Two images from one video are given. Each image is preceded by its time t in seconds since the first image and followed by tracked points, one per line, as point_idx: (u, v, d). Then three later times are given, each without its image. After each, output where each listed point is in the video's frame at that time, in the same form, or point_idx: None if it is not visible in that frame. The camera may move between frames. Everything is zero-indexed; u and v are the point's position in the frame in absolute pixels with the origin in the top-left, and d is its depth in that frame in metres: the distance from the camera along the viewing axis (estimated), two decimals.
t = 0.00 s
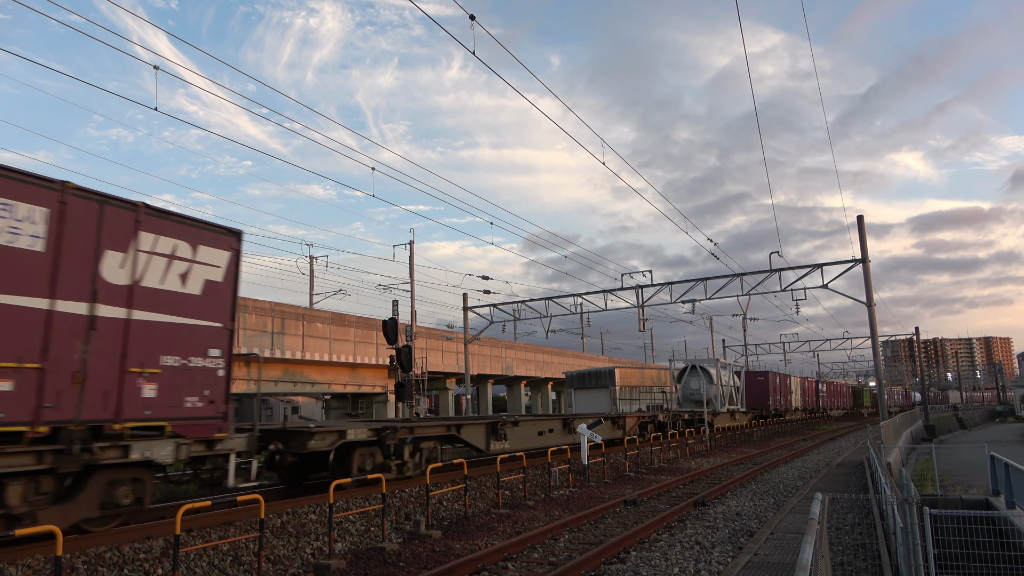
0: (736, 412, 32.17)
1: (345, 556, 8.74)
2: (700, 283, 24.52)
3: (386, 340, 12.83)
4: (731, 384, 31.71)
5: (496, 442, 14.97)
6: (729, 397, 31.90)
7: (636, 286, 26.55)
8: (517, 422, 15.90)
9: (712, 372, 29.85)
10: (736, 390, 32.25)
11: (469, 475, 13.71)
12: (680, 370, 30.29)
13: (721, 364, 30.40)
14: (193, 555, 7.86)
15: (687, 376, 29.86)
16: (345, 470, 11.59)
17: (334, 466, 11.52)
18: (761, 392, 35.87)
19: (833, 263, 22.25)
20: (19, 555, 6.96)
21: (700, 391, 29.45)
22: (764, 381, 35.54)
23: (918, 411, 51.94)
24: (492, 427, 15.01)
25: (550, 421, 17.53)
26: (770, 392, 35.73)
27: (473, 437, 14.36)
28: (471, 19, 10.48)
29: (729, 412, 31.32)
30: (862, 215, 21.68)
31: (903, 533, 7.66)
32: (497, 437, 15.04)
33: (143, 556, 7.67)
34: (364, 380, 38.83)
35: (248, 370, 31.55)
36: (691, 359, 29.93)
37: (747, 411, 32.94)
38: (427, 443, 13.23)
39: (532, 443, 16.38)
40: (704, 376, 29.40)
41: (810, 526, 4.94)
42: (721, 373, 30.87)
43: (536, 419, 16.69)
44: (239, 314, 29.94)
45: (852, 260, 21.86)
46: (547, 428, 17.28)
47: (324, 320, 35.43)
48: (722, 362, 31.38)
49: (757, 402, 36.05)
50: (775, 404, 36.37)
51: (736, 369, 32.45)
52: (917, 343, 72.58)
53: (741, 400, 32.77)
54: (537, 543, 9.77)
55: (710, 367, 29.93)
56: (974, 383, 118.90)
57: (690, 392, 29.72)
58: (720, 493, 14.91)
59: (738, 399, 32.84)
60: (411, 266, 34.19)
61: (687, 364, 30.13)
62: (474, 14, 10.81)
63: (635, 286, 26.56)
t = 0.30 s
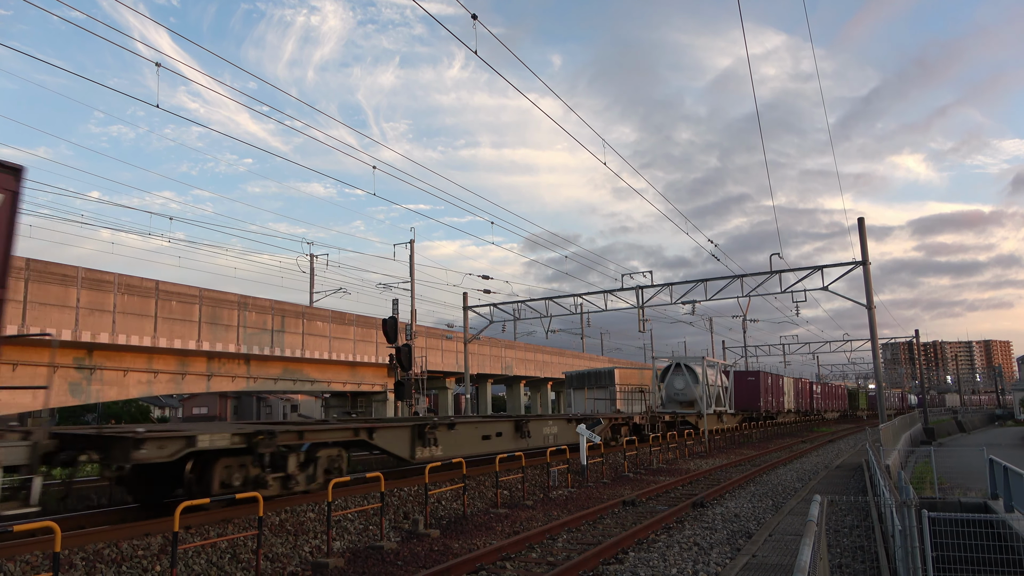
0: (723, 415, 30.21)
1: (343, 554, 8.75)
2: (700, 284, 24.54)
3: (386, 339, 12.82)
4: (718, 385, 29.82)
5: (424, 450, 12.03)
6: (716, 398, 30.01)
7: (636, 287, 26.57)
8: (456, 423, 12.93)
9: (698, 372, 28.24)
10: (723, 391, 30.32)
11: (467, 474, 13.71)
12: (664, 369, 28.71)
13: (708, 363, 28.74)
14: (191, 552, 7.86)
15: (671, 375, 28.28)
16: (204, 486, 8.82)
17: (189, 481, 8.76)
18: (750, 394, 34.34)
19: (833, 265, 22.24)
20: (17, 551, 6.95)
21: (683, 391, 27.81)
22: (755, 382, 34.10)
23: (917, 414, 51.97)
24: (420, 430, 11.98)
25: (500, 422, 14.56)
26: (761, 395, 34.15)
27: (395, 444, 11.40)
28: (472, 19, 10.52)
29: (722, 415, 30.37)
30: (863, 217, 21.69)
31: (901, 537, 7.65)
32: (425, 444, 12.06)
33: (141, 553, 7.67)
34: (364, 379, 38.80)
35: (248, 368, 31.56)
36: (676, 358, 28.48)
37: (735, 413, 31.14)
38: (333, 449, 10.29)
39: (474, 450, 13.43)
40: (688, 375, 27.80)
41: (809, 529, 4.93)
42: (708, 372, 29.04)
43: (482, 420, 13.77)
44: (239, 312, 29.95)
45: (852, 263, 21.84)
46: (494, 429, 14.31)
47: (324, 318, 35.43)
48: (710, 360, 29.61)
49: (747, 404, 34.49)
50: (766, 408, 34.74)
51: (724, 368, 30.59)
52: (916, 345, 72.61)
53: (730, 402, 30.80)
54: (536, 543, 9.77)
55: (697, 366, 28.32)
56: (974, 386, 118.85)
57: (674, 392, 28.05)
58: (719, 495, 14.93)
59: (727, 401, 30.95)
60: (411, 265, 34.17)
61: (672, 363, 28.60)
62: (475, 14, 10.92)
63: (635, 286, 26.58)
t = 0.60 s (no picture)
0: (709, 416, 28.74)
1: (343, 554, 8.76)
2: (700, 284, 24.61)
3: (386, 338, 12.81)
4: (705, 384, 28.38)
5: (319, 461, 9.36)
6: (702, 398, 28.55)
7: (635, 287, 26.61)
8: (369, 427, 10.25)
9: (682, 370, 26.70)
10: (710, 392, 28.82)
11: (467, 474, 13.70)
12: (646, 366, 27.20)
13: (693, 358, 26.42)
14: (191, 552, 7.87)
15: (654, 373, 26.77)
16: None
17: None
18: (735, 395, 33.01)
19: (833, 265, 22.25)
20: (16, 551, 6.94)
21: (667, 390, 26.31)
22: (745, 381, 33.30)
23: (917, 414, 51.98)
24: (314, 436, 9.31)
25: (430, 426, 11.87)
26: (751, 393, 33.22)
27: (275, 455, 8.75)
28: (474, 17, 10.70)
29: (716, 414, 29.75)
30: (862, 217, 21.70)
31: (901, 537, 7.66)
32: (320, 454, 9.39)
33: (142, 553, 7.67)
34: (363, 379, 38.77)
35: (247, 367, 31.57)
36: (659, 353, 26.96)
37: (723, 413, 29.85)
38: (175, 462, 7.69)
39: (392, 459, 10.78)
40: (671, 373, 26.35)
41: (809, 529, 4.93)
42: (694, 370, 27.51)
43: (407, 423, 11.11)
44: (239, 311, 29.95)
45: (852, 263, 21.84)
46: (423, 434, 11.64)
47: (324, 318, 35.42)
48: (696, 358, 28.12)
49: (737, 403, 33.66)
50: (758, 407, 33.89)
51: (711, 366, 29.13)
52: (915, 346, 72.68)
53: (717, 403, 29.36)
54: (535, 542, 9.78)
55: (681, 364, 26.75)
56: (973, 386, 118.87)
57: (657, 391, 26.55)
58: (719, 495, 14.94)
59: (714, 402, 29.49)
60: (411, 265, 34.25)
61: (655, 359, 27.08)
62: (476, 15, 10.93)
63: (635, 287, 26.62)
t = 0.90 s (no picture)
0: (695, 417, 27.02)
1: (343, 553, 8.77)
2: (699, 283, 24.66)
3: (386, 338, 12.79)
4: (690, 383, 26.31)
5: (150, 479, 6.94)
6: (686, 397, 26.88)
7: (635, 287, 26.66)
8: (231, 433, 7.67)
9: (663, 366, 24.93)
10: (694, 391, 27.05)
11: (466, 474, 13.71)
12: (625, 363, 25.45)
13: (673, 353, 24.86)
14: (191, 552, 7.87)
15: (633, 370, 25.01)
16: None
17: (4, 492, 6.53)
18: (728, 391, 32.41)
19: (833, 265, 22.26)
20: (16, 551, 6.94)
21: (646, 387, 24.56)
22: (733, 379, 32.48)
23: (916, 413, 51.99)
24: (143, 446, 6.86)
25: (330, 431, 9.24)
26: (740, 392, 32.40)
27: (78, 474, 6.33)
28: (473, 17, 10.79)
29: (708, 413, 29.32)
30: (862, 217, 21.72)
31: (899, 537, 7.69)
32: (152, 470, 6.95)
33: (141, 553, 7.67)
34: (362, 379, 38.74)
35: (247, 367, 31.57)
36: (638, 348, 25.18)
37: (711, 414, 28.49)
38: None
39: (268, 473, 8.23)
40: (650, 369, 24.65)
41: (808, 528, 4.93)
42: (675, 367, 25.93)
43: (292, 428, 8.50)
44: (238, 311, 29.95)
45: (852, 263, 21.87)
46: (319, 441, 9.02)
47: (324, 318, 35.40)
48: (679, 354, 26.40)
49: (726, 403, 32.87)
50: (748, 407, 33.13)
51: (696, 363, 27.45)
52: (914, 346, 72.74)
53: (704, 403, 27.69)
54: (535, 542, 9.79)
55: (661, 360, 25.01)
56: (973, 386, 118.86)
57: (635, 389, 24.83)
58: (718, 495, 14.93)
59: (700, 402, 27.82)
60: (411, 265, 34.28)
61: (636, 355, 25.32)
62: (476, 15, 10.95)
63: (635, 286, 26.66)
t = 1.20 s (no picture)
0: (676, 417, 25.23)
1: (342, 553, 8.77)
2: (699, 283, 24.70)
3: (386, 338, 12.76)
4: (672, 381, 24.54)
5: None
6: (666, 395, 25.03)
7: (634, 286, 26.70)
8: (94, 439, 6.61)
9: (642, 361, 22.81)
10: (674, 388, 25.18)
11: (466, 473, 13.71)
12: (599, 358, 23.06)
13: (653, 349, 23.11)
14: (190, 552, 7.87)
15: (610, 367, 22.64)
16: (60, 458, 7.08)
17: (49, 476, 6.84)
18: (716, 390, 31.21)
19: (833, 265, 22.28)
20: (16, 551, 6.94)
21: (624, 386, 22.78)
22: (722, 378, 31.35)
23: (916, 413, 51.98)
24: None
25: (176, 440, 7.41)
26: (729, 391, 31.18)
27: None
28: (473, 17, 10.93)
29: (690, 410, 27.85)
30: (862, 217, 21.73)
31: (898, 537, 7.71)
32: None
33: (140, 552, 7.66)
34: (361, 378, 38.72)
35: (247, 367, 31.58)
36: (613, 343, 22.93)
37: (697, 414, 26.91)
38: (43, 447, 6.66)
39: (71, 495, 6.43)
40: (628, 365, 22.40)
41: (807, 528, 4.92)
42: (654, 363, 24.03)
43: (103, 436, 6.69)
44: (238, 311, 29.94)
45: (851, 263, 21.89)
46: (154, 452, 7.20)
47: (323, 318, 35.39)
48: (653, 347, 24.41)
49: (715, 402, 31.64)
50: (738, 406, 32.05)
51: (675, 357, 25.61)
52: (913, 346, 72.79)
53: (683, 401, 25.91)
54: (535, 541, 9.80)
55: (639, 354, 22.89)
56: (973, 386, 118.78)
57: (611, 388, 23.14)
58: (718, 495, 14.90)
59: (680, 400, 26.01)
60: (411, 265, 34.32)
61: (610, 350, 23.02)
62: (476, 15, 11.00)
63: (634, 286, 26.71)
